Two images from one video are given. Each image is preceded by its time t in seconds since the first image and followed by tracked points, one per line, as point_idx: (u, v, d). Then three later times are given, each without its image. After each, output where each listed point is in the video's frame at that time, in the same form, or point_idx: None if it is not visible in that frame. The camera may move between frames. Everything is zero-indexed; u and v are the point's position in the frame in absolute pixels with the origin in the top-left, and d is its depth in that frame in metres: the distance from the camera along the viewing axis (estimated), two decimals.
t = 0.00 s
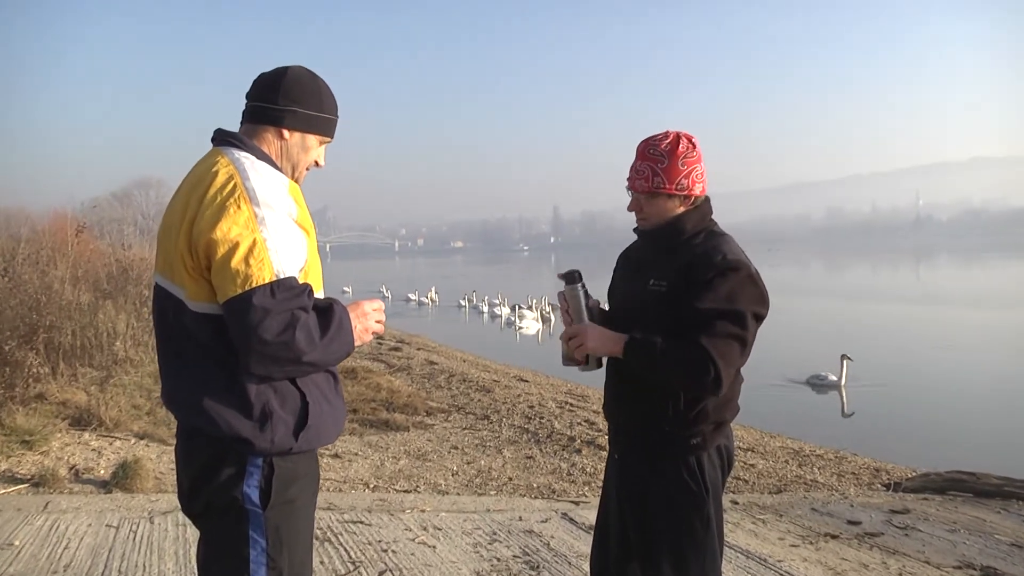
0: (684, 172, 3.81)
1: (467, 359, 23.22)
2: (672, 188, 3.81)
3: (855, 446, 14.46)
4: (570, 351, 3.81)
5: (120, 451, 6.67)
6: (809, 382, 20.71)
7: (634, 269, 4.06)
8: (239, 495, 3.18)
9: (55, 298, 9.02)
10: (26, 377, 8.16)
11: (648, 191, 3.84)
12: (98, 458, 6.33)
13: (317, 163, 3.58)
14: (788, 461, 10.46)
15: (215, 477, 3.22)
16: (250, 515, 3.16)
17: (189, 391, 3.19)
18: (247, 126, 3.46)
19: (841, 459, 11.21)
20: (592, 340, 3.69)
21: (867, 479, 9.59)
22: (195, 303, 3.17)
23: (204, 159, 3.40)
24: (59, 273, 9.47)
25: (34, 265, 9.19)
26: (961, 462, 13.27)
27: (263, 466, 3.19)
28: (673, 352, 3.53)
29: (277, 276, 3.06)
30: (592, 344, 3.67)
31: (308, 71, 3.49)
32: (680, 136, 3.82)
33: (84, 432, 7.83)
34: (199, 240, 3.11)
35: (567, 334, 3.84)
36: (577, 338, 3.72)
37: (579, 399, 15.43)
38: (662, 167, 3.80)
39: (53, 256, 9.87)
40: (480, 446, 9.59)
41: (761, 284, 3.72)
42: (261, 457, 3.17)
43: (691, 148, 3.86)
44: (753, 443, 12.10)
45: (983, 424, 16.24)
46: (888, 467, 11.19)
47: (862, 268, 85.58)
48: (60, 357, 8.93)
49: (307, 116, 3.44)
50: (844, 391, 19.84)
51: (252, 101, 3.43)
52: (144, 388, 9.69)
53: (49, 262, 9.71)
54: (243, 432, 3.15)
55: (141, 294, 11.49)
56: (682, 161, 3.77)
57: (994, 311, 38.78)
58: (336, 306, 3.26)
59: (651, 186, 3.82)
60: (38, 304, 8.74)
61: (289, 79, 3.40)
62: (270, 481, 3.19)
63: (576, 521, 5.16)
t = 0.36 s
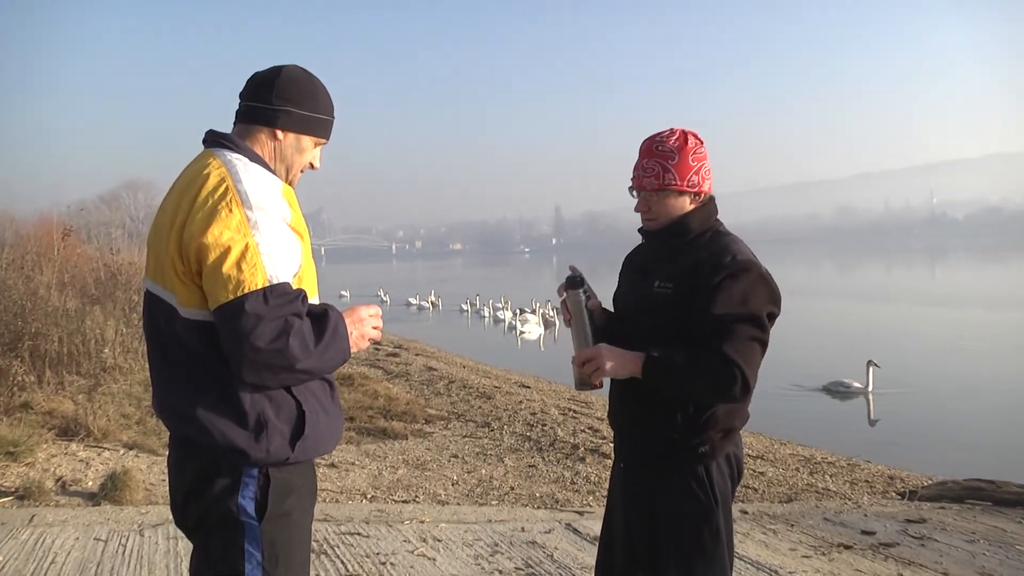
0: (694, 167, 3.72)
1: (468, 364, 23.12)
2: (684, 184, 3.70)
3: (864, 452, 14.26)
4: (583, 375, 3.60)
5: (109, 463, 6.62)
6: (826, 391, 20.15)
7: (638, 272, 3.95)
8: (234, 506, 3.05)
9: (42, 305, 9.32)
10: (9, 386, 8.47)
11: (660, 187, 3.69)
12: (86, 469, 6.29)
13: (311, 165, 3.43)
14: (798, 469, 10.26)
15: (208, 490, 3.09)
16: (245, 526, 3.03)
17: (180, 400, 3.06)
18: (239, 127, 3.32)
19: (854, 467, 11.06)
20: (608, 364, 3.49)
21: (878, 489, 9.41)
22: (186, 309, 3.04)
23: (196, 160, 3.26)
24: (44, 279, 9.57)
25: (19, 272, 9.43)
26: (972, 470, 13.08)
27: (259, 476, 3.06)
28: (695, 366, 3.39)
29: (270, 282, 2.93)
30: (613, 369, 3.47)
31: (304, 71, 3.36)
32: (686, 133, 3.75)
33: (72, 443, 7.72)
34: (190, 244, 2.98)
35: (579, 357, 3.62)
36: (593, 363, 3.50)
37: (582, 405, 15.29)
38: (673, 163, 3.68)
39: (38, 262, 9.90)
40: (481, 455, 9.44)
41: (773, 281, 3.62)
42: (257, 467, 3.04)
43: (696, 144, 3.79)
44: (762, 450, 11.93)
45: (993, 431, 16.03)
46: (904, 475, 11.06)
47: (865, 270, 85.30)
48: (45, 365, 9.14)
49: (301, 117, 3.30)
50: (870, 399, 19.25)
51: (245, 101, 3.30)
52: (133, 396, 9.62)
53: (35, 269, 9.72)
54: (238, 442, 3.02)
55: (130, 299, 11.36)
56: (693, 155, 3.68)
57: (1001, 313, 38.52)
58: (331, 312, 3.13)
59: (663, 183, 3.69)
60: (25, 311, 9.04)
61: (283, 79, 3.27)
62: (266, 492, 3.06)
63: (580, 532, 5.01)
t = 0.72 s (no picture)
0: (705, 165, 3.60)
1: (468, 371, 22.97)
2: (695, 183, 3.57)
3: (873, 459, 14.07)
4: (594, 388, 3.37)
5: (98, 474, 6.60)
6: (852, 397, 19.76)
7: (643, 277, 3.82)
8: (224, 519, 2.91)
9: (28, 309, 9.39)
10: None
11: (671, 187, 3.56)
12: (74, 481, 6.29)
13: (307, 167, 3.30)
14: (810, 479, 10.07)
15: (198, 503, 2.96)
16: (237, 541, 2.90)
17: (168, 409, 2.93)
18: (232, 129, 3.20)
19: (870, 476, 10.90)
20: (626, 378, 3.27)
21: (892, 501, 9.22)
22: (174, 314, 2.91)
23: (187, 161, 3.13)
24: (31, 285, 9.63)
25: (5, 277, 9.47)
26: (984, 478, 12.90)
27: (251, 488, 2.92)
28: (719, 379, 3.23)
29: (260, 288, 2.78)
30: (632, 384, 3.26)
31: (300, 70, 3.23)
32: (694, 130, 3.62)
33: (60, 454, 7.61)
34: (177, 248, 2.85)
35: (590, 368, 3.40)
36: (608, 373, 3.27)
37: (586, 412, 15.13)
38: (683, 162, 3.55)
39: (23, 267, 9.91)
40: (483, 464, 9.28)
41: (788, 280, 3.52)
42: (248, 479, 2.89)
43: (704, 142, 3.67)
44: (774, 458, 11.76)
45: (1003, 438, 15.84)
46: (922, 484, 10.90)
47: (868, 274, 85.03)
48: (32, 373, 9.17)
49: (296, 117, 3.16)
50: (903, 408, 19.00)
51: (239, 101, 3.17)
52: (123, 405, 9.51)
53: (20, 276, 9.67)
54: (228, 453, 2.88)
55: (120, 305, 11.23)
56: (704, 153, 3.56)
57: (1007, 316, 38.27)
58: (324, 319, 2.98)
59: (674, 182, 3.55)
60: (10, 319, 9.12)
61: (277, 78, 3.14)
62: (258, 504, 2.92)
63: (586, 544, 4.87)
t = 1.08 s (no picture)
0: (705, 161, 3.49)
1: (464, 375, 22.84)
2: (695, 180, 3.46)
3: (874, 465, 13.96)
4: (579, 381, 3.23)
5: (79, 482, 6.75)
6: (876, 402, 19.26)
7: (642, 279, 3.70)
8: (215, 531, 2.78)
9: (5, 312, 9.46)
10: None
11: (671, 184, 3.44)
12: (55, 490, 6.36)
13: (297, 158, 3.17)
14: (816, 487, 9.93)
15: (187, 513, 2.82)
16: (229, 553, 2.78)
17: (156, 415, 2.78)
18: (215, 125, 3.06)
19: (879, 483, 10.77)
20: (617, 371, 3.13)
21: (900, 510, 9.09)
22: (162, 318, 2.77)
23: (171, 158, 3.00)
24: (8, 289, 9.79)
25: None
26: (988, 484, 12.79)
27: (243, 498, 2.80)
28: (713, 378, 3.11)
29: (254, 289, 2.66)
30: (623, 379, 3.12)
31: (277, 57, 3.09)
32: (694, 126, 3.51)
33: (39, 463, 7.49)
34: (165, 250, 2.72)
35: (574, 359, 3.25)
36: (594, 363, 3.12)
37: (584, 417, 14.99)
38: (684, 158, 3.44)
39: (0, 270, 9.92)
40: (479, 471, 9.14)
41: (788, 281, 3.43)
42: (240, 488, 2.77)
43: (704, 138, 3.56)
44: (779, 465, 11.63)
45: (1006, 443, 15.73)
46: (933, 491, 10.78)
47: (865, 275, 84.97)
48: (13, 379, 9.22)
49: (279, 109, 3.03)
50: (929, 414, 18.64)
51: (218, 98, 3.03)
52: (106, 411, 9.40)
53: None
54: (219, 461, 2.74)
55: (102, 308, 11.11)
56: (705, 149, 3.45)
57: (1005, 317, 38.18)
58: (320, 321, 2.85)
59: (674, 178, 3.43)
60: None
61: (256, 70, 3.00)
62: (250, 515, 2.80)
63: (585, 553, 4.73)
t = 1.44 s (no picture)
0: (711, 157, 3.45)
1: (463, 381, 22.72)
2: (699, 172, 3.41)
3: (880, 471, 13.86)
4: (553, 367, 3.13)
5: (63, 494, 6.86)
6: (907, 411, 18.98)
7: (640, 284, 3.62)
8: (224, 550, 2.69)
9: None
10: None
11: (673, 170, 3.39)
12: (38, 504, 6.49)
13: (293, 164, 3.04)
14: (825, 495, 9.80)
15: (192, 533, 2.70)
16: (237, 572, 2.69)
17: (158, 433, 2.62)
18: (210, 128, 2.95)
19: (892, 491, 10.64)
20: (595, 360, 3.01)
21: (912, 519, 8.96)
22: (190, 339, 2.62)
23: (168, 167, 2.85)
24: None
25: None
26: (996, 493, 12.68)
27: (251, 515, 2.70)
28: (695, 364, 2.99)
29: (294, 292, 2.57)
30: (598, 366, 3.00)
31: (275, 59, 2.96)
32: (703, 124, 3.50)
33: (23, 474, 7.39)
34: (186, 267, 2.57)
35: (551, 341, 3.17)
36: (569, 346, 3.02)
37: (586, 423, 14.87)
38: (690, 148, 3.40)
39: None
40: (478, 480, 9.01)
41: (782, 283, 3.34)
42: (249, 506, 2.67)
43: (712, 138, 3.53)
44: (788, 473, 11.49)
45: (1013, 450, 15.61)
46: (948, 499, 10.64)
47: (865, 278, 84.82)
48: None
49: (277, 111, 2.90)
50: (963, 422, 18.41)
51: (214, 99, 2.92)
52: (91, 420, 9.32)
53: None
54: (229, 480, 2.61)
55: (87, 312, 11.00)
56: (712, 142, 3.42)
57: (1009, 320, 37.99)
58: (363, 313, 2.75)
59: (678, 166, 3.39)
60: None
61: (253, 70, 2.88)
62: (258, 532, 2.72)
63: (588, 565, 4.61)
